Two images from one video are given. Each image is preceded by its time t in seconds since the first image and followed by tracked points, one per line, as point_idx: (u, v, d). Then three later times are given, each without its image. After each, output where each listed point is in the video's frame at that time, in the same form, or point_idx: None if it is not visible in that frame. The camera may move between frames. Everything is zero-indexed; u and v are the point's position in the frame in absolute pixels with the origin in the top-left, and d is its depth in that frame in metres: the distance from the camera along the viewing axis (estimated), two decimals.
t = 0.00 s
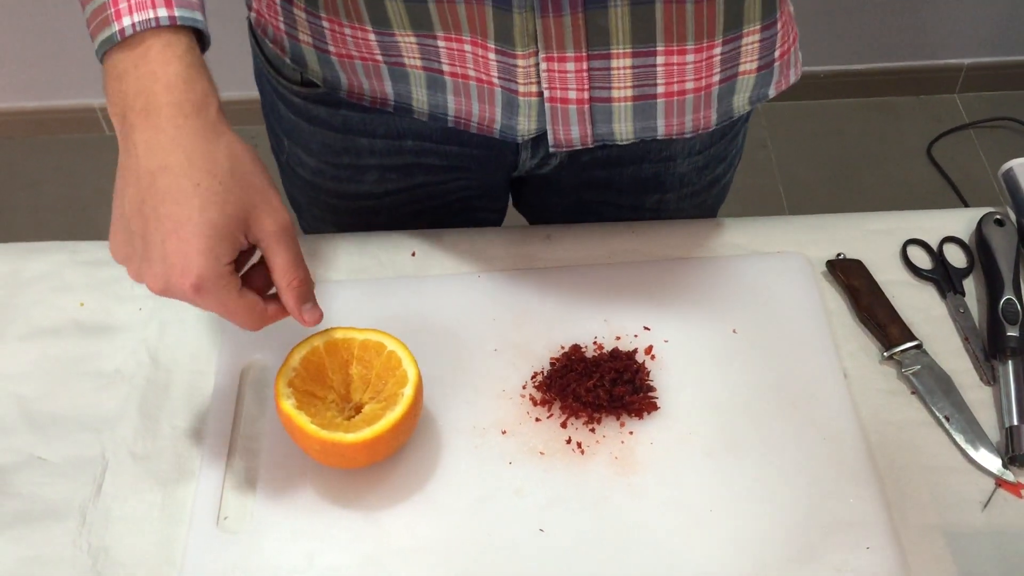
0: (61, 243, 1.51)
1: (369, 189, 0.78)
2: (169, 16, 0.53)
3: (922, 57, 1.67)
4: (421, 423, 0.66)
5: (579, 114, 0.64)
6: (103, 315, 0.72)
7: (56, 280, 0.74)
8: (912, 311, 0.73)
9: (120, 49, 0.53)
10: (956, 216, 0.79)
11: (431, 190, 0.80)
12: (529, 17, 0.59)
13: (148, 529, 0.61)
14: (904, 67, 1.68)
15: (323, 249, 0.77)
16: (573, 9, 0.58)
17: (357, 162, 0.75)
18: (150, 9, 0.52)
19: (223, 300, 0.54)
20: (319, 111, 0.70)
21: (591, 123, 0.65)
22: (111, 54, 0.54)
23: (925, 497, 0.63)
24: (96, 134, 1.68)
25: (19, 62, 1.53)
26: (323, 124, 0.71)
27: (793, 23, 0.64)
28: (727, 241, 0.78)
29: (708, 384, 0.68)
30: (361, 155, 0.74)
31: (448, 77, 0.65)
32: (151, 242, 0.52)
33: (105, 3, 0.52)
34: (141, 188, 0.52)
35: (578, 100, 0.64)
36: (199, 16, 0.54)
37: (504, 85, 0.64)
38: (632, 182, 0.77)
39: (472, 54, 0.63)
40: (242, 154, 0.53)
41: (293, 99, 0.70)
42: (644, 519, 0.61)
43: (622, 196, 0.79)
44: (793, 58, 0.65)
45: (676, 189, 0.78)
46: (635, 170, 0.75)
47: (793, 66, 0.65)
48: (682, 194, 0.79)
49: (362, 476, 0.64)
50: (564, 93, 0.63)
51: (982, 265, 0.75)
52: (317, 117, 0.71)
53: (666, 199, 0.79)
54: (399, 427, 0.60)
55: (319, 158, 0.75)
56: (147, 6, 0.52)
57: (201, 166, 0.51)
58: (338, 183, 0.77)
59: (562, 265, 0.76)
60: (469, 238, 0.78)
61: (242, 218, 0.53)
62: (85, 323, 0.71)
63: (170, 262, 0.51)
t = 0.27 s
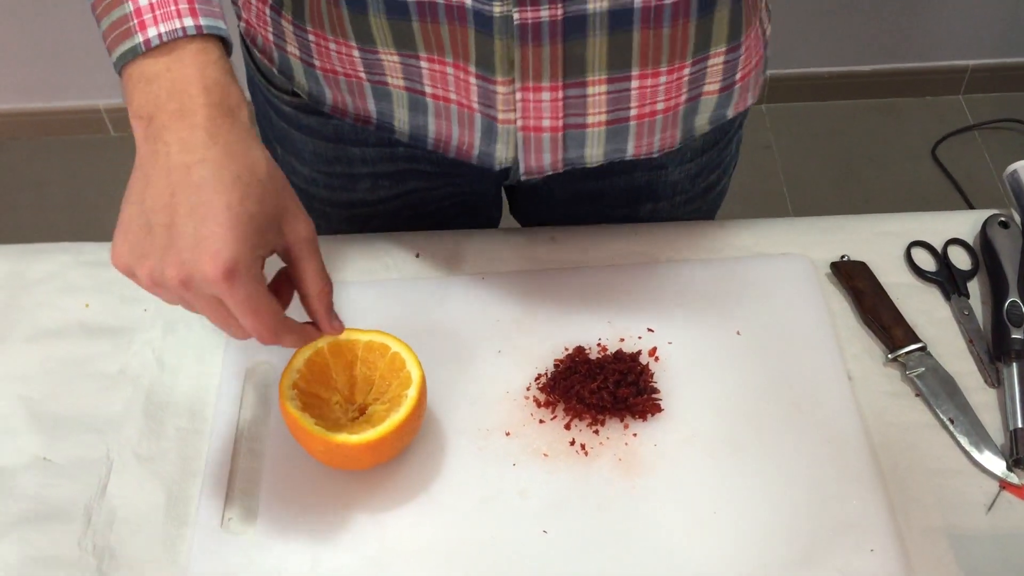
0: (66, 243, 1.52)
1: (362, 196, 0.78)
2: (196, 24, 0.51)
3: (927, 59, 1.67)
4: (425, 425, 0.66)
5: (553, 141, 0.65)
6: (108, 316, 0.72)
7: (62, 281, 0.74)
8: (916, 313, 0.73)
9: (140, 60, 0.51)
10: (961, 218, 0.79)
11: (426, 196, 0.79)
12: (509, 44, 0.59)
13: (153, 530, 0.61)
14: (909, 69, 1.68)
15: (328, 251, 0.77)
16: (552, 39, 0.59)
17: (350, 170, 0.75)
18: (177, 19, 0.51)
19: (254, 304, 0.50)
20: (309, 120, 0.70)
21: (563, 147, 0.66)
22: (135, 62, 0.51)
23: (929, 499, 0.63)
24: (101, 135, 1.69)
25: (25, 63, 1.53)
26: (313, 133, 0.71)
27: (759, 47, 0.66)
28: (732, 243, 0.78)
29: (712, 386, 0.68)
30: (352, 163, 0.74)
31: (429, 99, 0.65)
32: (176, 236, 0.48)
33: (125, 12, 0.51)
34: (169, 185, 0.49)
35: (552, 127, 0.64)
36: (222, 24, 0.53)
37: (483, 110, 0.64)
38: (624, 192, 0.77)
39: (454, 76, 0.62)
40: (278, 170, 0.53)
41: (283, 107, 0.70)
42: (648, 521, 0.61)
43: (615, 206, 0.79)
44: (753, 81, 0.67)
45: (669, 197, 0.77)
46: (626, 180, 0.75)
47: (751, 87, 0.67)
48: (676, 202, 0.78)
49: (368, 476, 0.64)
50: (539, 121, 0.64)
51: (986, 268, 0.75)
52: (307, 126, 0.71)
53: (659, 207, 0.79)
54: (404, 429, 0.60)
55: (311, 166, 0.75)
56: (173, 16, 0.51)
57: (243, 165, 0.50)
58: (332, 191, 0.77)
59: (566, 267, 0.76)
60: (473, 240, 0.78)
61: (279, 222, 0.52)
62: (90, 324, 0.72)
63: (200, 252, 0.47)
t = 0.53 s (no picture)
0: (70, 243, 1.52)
1: (360, 200, 0.79)
2: (219, 36, 0.49)
3: (932, 59, 1.66)
4: (426, 429, 0.66)
5: (536, 158, 0.66)
6: (110, 318, 0.72)
7: (63, 283, 0.74)
8: (920, 316, 0.73)
9: (159, 76, 0.49)
10: (965, 221, 0.79)
11: (423, 201, 0.80)
12: (497, 58, 0.58)
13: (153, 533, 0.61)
14: (913, 69, 1.67)
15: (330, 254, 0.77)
16: (538, 58, 0.58)
17: (345, 175, 0.75)
18: (202, 32, 0.49)
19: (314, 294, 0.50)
20: (303, 124, 0.70)
21: (544, 161, 0.67)
22: (160, 78, 0.49)
23: (932, 505, 0.63)
24: (104, 135, 1.69)
25: (29, 63, 1.53)
26: (308, 137, 0.72)
27: (719, 39, 0.65)
28: (735, 246, 0.78)
29: (714, 390, 0.68)
30: (347, 168, 0.74)
31: (420, 107, 0.66)
32: (233, 242, 0.47)
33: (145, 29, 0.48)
34: (217, 193, 0.47)
35: (537, 145, 0.65)
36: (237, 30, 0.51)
37: (471, 123, 0.65)
38: (620, 205, 0.80)
39: (444, 86, 0.63)
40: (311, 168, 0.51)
41: (278, 111, 0.71)
42: (650, 526, 0.61)
43: (612, 217, 0.82)
44: (708, 72, 0.66)
45: (664, 210, 0.81)
46: (623, 192, 0.78)
47: (705, 79, 0.67)
48: (671, 214, 0.82)
49: (369, 480, 0.64)
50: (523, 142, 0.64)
51: (991, 271, 0.74)
52: (301, 129, 0.71)
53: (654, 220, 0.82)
54: (406, 432, 0.60)
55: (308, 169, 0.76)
56: (198, 30, 0.49)
57: (284, 168, 0.49)
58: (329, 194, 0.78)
59: (569, 270, 0.76)
60: (475, 243, 0.78)
61: (320, 216, 0.51)
62: (92, 326, 0.72)
63: (264, 253, 0.47)
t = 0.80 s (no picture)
0: (70, 242, 1.52)
1: (370, 205, 0.78)
2: (174, 4, 0.49)
3: (935, 60, 1.66)
4: (427, 430, 0.66)
5: (562, 156, 0.66)
6: (110, 319, 0.72)
7: (63, 283, 0.74)
8: (924, 319, 0.73)
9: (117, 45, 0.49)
10: (969, 222, 0.78)
11: (432, 203, 0.80)
12: (521, 57, 0.58)
13: (153, 534, 0.61)
14: (916, 70, 1.67)
15: (331, 254, 0.76)
16: (564, 55, 0.58)
17: (357, 179, 0.74)
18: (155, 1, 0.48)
19: (242, 289, 0.48)
20: (315, 130, 0.70)
21: (569, 157, 0.67)
22: (114, 46, 0.49)
23: (936, 508, 0.63)
24: (104, 134, 1.69)
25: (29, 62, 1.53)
26: (320, 144, 0.71)
27: (729, 26, 0.65)
28: (737, 248, 0.78)
29: (717, 392, 0.68)
30: (359, 173, 0.74)
31: (438, 108, 0.65)
32: (162, 220, 0.46)
33: None
34: (157, 164, 0.46)
35: (563, 143, 0.65)
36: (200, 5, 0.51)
37: (492, 122, 0.65)
38: (632, 197, 0.79)
39: (465, 87, 0.63)
40: (266, 152, 0.50)
41: (288, 119, 0.70)
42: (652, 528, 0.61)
43: (623, 211, 0.81)
44: (717, 59, 0.67)
45: (677, 201, 0.80)
46: (635, 183, 0.77)
47: (714, 67, 0.67)
48: (683, 206, 0.81)
49: (370, 482, 0.63)
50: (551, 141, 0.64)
51: (995, 273, 0.74)
52: (314, 136, 0.70)
53: (667, 211, 0.82)
54: (407, 433, 0.60)
55: (317, 176, 0.75)
56: None
57: (232, 144, 0.48)
58: (338, 200, 0.77)
59: (571, 271, 0.76)
60: (477, 243, 0.77)
61: (266, 202, 0.50)
62: (92, 326, 0.71)
63: (188, 237, 0.45)
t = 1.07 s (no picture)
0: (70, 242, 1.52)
1: (369, 199, 0.78)
2: (208, 42, 0.49)
3: (936, 64, 1.66)
4: (430, 431, 0.66)
5: (567, 151, 0.66)
6: (113, 319, 0.72)
7: (66, 284, 0.74)
8: (925, 323, 0.73)
9: (152, 83, 0.49)
10: (970, 226, 0.78)
11: (431, 197, 0.80)
12: (523, 56, 0.59)
13: (156, 535, 0.61)
14: (917, 74, 1.67)
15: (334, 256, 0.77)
16: (566, 53, 0.59)
17: (356, 174, 0.75)
18: (189, 39, 0.48)
19: (286, 322, 0.49)
20: (314, 124, 0.70)
21: (575, 154, 0.67)
22: (149, 85, 0.49)
23: (937, 511, 0.63)
24: (105, 135, 1.69)
25: (31, 63, 1.53)
26: (319, 138, 0.71)
27: (734, 22, 0.66)
28: (740, 251, 0.78)
29: (719, 395, 0.68)
30: (358, 167, 0.74)
31: (439, 105, 0.66)
32: (204, 259, 0.46)
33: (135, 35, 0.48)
34: (198, 203, 0.46)
35: (567, 139, 0.65)
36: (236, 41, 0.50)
37: (493, 120, 0.65)
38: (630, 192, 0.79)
39: (466, 84, 0.63)
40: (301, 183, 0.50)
41: (287, 113, 0.70)
42: (654, 530, 0.61)
43: (622, 205, 0.81)
44: (725, 55, 0.67)
45: (675, 195, 0.79)
46: (632, 178, 0.77)
47: (722, 62, 0.68)
48: (682, 200, 0.80)
49: (372, 483, 0.63)
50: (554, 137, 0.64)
51: (996, 277, 0.74)
52: (313, 130, 0.70)
53: (665, 206, 0.81)
54: (409, 435, 0.60)
55: (317, 171, 0.75)
56: (187, 36, 0.48)
57: (268, 181, 0.48)
58: (337, 195, 0.78)
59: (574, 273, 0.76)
60: (479, 244, 0.77)
61: (307, 237, 0.50)
62: (94, 327, 0.71)
63: (234, 277, 0.46)
